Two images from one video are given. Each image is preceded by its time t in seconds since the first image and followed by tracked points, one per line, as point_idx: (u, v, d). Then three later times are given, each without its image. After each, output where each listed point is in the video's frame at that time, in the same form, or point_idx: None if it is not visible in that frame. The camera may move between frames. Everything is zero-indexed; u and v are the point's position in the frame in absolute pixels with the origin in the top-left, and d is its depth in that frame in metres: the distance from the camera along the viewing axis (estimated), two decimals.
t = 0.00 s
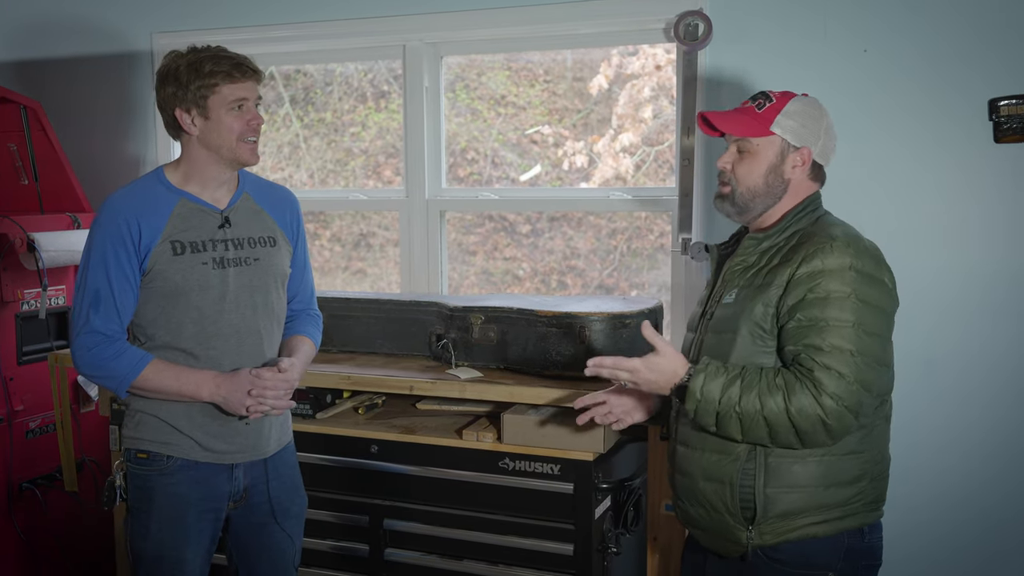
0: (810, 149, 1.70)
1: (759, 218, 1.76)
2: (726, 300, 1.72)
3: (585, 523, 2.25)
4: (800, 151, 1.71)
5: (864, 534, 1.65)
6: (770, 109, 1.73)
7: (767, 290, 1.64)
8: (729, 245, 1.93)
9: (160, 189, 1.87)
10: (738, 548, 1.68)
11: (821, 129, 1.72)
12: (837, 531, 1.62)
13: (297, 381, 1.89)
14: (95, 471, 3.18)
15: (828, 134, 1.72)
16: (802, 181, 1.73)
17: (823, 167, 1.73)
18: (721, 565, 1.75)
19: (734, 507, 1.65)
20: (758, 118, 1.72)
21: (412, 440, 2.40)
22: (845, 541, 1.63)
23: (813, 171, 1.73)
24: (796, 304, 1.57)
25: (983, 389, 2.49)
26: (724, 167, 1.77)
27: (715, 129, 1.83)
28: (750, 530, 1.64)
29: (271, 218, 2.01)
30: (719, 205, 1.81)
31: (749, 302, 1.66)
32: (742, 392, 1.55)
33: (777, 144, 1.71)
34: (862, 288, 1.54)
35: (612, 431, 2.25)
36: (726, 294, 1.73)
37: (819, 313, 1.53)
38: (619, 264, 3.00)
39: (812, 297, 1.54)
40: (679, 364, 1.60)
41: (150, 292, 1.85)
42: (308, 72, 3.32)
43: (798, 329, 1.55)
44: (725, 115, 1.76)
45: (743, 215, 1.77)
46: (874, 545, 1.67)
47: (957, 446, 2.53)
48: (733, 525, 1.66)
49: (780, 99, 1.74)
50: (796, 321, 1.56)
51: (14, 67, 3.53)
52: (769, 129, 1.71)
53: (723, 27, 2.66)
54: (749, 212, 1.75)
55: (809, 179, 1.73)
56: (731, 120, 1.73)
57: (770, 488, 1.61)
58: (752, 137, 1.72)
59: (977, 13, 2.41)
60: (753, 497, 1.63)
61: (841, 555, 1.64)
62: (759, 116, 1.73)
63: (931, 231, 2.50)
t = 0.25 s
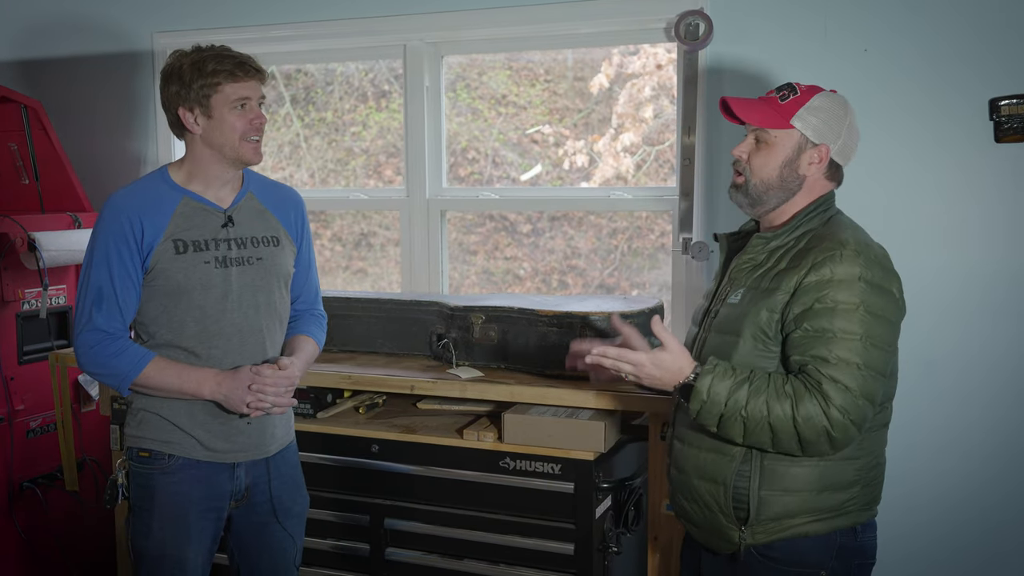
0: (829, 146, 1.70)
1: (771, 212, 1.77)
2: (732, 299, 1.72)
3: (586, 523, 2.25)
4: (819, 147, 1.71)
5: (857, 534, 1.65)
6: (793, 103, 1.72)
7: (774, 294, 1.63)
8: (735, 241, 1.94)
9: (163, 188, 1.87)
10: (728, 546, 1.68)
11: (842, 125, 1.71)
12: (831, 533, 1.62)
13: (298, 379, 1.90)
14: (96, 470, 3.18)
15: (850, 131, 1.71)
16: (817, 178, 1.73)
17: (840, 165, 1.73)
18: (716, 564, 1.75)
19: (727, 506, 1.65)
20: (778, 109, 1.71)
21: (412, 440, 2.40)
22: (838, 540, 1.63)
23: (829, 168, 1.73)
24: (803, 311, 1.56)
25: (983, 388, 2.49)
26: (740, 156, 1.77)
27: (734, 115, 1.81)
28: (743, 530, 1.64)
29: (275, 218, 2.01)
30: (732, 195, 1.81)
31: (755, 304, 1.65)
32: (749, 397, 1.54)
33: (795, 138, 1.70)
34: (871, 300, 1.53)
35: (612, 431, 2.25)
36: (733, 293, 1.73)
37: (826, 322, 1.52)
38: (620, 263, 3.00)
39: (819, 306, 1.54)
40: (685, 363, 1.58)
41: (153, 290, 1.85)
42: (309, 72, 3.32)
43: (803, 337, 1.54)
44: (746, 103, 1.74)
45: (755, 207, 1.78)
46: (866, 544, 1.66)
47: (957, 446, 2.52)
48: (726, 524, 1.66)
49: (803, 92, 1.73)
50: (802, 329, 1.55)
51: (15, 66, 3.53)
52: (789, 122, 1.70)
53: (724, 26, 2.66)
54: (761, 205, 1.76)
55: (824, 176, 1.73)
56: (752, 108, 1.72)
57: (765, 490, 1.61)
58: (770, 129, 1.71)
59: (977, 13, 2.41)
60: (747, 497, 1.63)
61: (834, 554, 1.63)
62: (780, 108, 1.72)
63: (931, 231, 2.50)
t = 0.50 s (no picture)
0: (844, 141, 1.66)
1: (788, 213, 1.72)
2: (737, 297, 1.71)
3: (587, 522, 2.25)
4: (833, 142, 1.66)
5: (851, 535, 1.63)
6: (802, 99, 1.68)
7: (776, 296, 1.62)
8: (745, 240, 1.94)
9: (166, 187, 1.87)
10: (718, 541, 1.68)
11: (858, 119, 1.67)
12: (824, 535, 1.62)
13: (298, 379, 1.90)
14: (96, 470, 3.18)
15: (864, 124, 1.66)
16: (833, 174, 1.68)
17: (860, 159, 1.68)
18: (713, 565, 1.75)
19: (719, 502, 1.66)
20: (788, 108, 1.68)
21: (413, 440, 2.40)
22: (830, 541, 1.62)
23: (846, 163, 1.68)
24: (799, 314, 1.55)
25: (983, 388, 2.49)
26: (755, 159, 1.74)
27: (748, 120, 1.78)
28: (733, 527, 1.64)
29: (277, 218, 2.01)
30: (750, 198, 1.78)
31: (758, 304, 1.64)
32: (721, 386, 1.57)
33: (807, 134, 1.67)
34: (869, 312, 1.50)
35: (613, 430, 2.25)
36: (739, 291, 1.72)
37: (816, 327, 1.50)
38: (620, 263, 3.00)
39: (814, 310, 1.52)
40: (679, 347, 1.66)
41: (154, 289, 1.85)
42: (310, 71, 3.32)
43: (793, 340, 1.53)
44: (756, 105, 1.72)
45: (772, 210, 1.73)
46: (861, 546, 1.65)
47: (957, 446, 2.52)
48: (717, 521, 1.67)
49: (814, 89, 1.69)
50: (794, 332, 1.53)
51: (15, 66, 3.53)
52: (800, 119, 1.66)
53: (724, 26, 2.65)
54: (778, 206, 1.72)
55: (842, 171, 1.68)
56: (761, 110, 1.70)
57: (756, 490, 1.61)
58: (782, 128, 1.68)
59: (978, 13, 2.41)
60: (739, 495, 1.63)
61: (827, 554, 1.62)
62: (790, 106, 1.69)
63: (931, 230, 2.50)
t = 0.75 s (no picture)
0: (855, 141, 1.64)
1: (793, 210, 1.72)
2: (740, 299, 1.71)
3: (587, 521, 2.25)
4: (844, 141, 1.64)
5: (847, 537, 1.61)
6: (817, 96, 1.68)
7: (778, 300, 1.61)
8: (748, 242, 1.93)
9: (166, 187, 1.87)
10: (714, 542, 1.69)
11: (872, 121, 1.65)
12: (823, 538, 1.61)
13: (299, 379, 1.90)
14: (97, 470, 3.18)
15: (878, 127, 1.64)
16: (842, 174, 1.66)
17: (869, 162, 1.65)
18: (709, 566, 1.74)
19: (715, 504, 1.66)
20: (803, 102, 1.67)
21: (413, 439, 2.40)
22: (825, 543, 1.61)
23: (856, 165, 1.66)
24: (801, 321, 1.53)
25: (983, 388, 2.49)
26: (766, 151, 1.74)
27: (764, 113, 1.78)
28: (729, 529, 1.64)
29: (277, 218, 2.01)
30: (757, 191, 1.77)
31: (760, 307, 1.63)
32: (721, 398, 1.56)
33: (818, 131, 1.65)
34: (871, 320, 1.48)
35: (613, 430, 2.25)
36: (742, 293, 1.71)
37: (818, 335, 1.48)
38: (621, 262, 3.00)
39: (816, 317, 1.50)
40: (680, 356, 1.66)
41: (154, 289, 1.85)
42: (310, 71, 3.32)
43: (795, 347, 1.52)
44: (772, 97, 1.72)
45: (777, 204, 1.73)
46: (857, 549, 1.63)
47: (958, 446, 2.52)
48: (713, 522, 1.67)
49: (830, 87, 1.68)
50: (796, 340, 1.52)
51: (16, 66, 3.53)
52: (812, 115, 1.65)
53: (725, 26, 2.65)
54: (783, 201, 1.71)
55: (851, 172, 1.66)
56: (777, 101, 1.70)
57: (752, 494, 1.60)
58: (794, 122, 1.67)
59: (977, 13, 2.41)
60: (734, 498, 1.63)
61: (821, 556, 1.61)
62: (805, 102, 1.68)
63: (931, 231, 2.50)
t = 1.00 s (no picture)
0: (860, 143, 1.64)
1: (798, 212, 1.72)
2: (740, 300, 1.71)
3: (587, 520, 2.25)
4: (849, 143, 1.64)
5: (846, 541, 1.60)
6: (821, 97, 1.67)
7: (777, 302, 1.60)
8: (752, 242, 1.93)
9: (166, 187, 1.87)
10: (711, 543, 1.69)
11: (877, 122, 1.65)
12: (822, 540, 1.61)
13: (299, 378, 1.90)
14: (97, 469, 3.18)
15: (883, 128, 1.64)
16: (847, 175, 1.66)
17: (876, 163, 1.65)
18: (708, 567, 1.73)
19: (712, 504, 1.66)
20: (806, 105, 1.67)
21: (414, 438, 2.40)
22: (821, 546, 1.60)
23: (861, 166, 1.66)
24: (799, 322, 1.53)
25: (983, 387, 2.49)
26: (770, 154, 1.73)
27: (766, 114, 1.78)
28: (725, 530, 1.64)
29: (277, 218, 2.01)
30: (760, 192, 1.77)
31: (758, 308, 1.63)
32: (717, 400, 1.57)
33: (823, 133, 1.65)
34: (868, 322, 1.47)
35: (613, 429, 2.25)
36: (742, 294, 1.71)
37: (815, 338, 1.48)
38: (621, 262, 3.00)
39: (813, 319, 1.50)
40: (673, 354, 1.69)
41: (154, 290, 1.85)
42: (310, 70, 3.32)
43: (791, 349, 1.51)
44: (774, 101, 1.72)
45: (780, 206, 1.73)
46: (857, 552, 1.62)
47: (958, 446, 2.52)
48: (710, 523, 1.67)
49: (833, 87, 1.68)
50: (793, 342, 1.52)
51: (16, 65, 3.53)
52: (817, 117, 1.65)
53: (725, 25, 2.66)
54: (787, 203, 1.71)
55: (856, 173, 1.66)
56: (780, 105, 1.69)
57: (749, 496, 1.60)
58: (799, 125, 1.67)
59: (977, 12, 2.41)
60: (731, 499, 1.63)
61: (819, 559, 1.60)
62: (808, 104, 1.68)
63: (931, 231, 2.50)
